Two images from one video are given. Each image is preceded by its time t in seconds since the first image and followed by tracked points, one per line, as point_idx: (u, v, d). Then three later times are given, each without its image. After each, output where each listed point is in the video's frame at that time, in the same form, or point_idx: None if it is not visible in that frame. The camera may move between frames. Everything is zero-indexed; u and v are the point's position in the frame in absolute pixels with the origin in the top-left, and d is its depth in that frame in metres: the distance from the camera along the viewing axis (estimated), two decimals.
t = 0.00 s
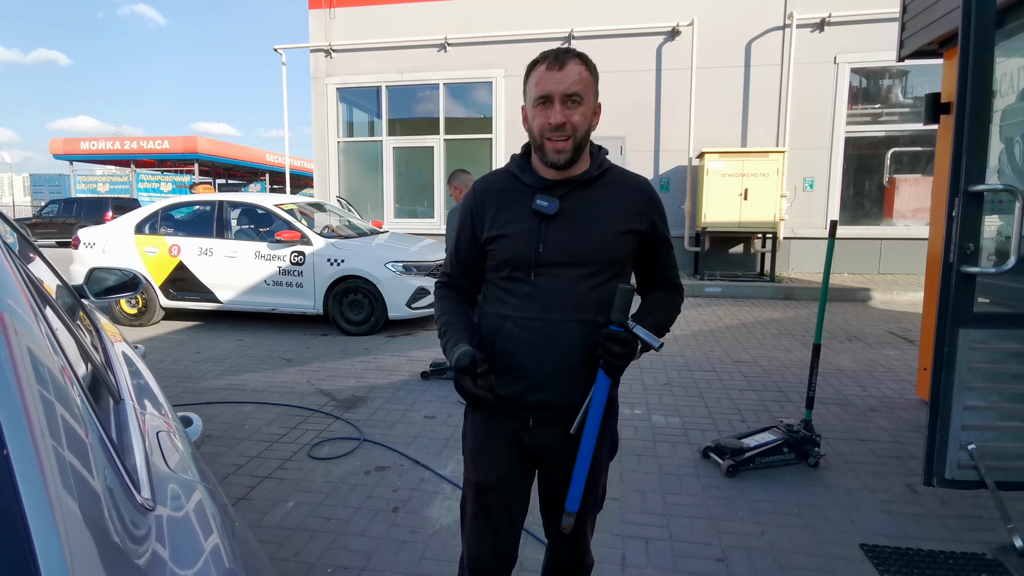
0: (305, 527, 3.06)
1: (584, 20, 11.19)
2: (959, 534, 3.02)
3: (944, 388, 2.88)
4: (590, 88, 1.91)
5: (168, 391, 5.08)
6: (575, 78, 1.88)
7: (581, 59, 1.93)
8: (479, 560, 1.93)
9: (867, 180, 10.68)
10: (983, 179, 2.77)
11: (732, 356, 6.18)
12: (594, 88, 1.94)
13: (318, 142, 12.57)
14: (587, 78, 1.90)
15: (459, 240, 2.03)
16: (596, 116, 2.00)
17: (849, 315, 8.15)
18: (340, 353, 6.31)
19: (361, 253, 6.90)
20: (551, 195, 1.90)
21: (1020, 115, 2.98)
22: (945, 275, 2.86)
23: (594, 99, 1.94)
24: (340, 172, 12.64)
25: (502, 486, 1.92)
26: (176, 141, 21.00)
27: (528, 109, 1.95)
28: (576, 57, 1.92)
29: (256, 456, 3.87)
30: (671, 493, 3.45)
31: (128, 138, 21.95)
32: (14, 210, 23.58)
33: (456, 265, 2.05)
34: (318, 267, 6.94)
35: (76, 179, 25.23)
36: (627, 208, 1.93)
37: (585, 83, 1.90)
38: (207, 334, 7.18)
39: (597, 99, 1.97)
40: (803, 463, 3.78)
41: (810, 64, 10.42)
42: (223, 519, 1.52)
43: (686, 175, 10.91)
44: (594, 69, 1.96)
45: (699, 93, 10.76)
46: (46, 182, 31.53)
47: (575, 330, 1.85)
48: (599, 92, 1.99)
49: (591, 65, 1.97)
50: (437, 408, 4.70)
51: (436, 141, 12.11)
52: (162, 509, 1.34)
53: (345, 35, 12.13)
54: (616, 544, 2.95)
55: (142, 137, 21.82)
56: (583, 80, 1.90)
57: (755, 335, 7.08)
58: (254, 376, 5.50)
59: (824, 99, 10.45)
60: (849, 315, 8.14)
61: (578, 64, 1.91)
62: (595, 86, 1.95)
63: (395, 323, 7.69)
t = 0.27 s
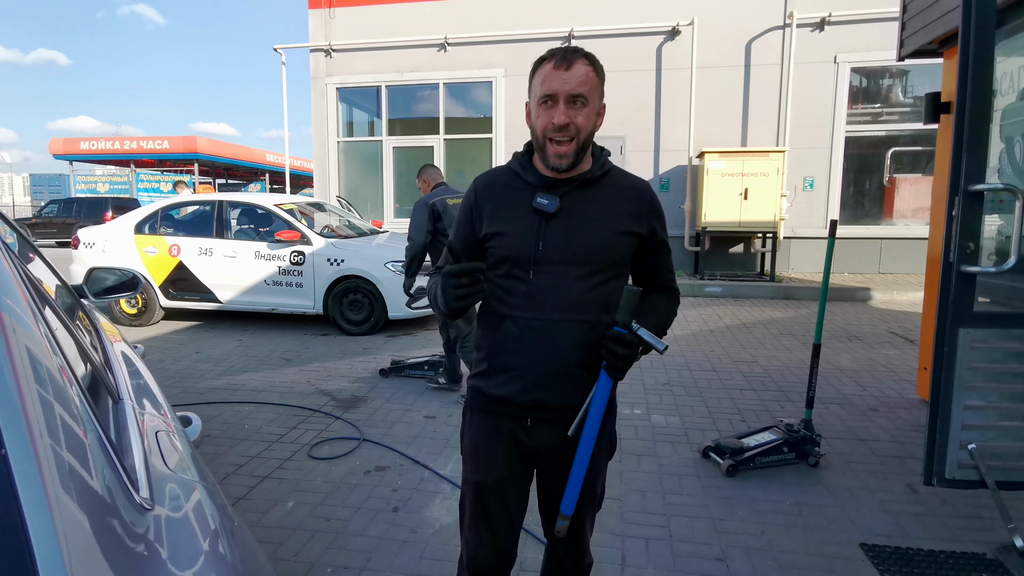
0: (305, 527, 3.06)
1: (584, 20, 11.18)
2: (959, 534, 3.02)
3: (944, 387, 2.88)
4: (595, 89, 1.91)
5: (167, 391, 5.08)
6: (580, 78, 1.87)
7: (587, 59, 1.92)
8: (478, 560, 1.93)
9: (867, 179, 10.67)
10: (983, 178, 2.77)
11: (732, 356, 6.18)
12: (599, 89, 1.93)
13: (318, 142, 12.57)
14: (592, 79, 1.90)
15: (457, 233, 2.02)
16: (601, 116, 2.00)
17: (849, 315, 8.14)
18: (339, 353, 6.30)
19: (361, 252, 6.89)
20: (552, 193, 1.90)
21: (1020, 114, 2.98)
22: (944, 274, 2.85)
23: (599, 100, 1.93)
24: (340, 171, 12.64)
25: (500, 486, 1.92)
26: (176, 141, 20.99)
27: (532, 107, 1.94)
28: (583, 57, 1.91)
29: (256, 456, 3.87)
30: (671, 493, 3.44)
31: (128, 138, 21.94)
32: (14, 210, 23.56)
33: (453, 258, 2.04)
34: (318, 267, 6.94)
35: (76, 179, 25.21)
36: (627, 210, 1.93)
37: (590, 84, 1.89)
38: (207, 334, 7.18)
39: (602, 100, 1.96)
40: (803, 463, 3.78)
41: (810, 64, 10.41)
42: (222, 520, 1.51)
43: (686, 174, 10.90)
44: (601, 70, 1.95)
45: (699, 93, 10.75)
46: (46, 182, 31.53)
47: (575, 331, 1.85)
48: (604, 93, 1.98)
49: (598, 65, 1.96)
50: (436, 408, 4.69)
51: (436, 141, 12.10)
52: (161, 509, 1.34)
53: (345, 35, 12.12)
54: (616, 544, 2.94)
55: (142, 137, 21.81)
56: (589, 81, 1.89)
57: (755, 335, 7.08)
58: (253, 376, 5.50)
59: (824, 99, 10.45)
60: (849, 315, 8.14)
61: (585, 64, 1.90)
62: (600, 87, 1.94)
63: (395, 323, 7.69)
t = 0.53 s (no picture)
0: (304, 527, 3.06)
1: (584, 20, 11.18)
2: (958, 534, 3.02)
3: (943, 386, 2.88)
4: (597, 85, 1.93)
5: (167, 390, 5.08)
6: (584, 72, 1.90)
7: (590, 56, 1.95)
8: (475, 560, 1.93)
9: (867, 179, 10.67)
10: (982, 178, 2.77)
11: (731, 355, 6.18)
12: (600, 85, 1.94)
13: (318, 142, 12.57)
14: (594, 74, 1.92)
15: (456, 231, 2.02)
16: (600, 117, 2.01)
17: (849, 314, 8.14)
18: (339, 353, 6.30)
19: (361, 252, 6.89)
20: (553, 190, 1.90)
21: (1020, 113, 2.98)
22: (943, 273, 2.85)
23: (600, 98, 1.95)
24: (340, 171, 12.64)
25: (497, 485, 1.92)
26: (176, 141, 21.00)
27: (534, 102, 1.95)
28: (586, 54, 1.94)
29: (255, 456, 3.87)
30: (670, 492, 3.44)
31: (127, 138, 21.94)
32: (14, 211, 23.56)
33: (452, 257, 2.03)
34: (318, 267, 6.94)
35: (76, 179, 25.21)
36: (626, 209, 1.93)
37: (593, 79, 1.91)
38: (207, 334, 7.18)
39: (602, 100, 1.98)
40: (802, 462, 3.78)
41: (810, 64, 10.42)
42: (220, 519, 1.51)
43: (686, 174, 10.90)
44: (602, 68, 1.97)
45: (699, 92, 10.75)
46: (46, 182, 31.52)
47: (573, 329, 1.85)
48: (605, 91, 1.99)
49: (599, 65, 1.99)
50: (436, 407, 4.69)
51: (436, 141, 12.10)
52: (159, 509, 1.34)
53: (345, 35, 12.12)
54: (615, 544, 2.94)
55: (142, 137, 21.80)
56: (592, 76, 1.91)
57: (755, 335, 7.08)
58: (253, 376, 5.50)
59: (824, 99, 10.45)
60: (849, 315, 8.14)
61: (588, 59, 1.92)
62: (601, 85, 1.96)
63: (395, 323, 7.69)
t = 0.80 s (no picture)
0: (304, 527, 3.05)
1: (584, 20, 11.17)
2: (958, 534, 3.02)
3: (943, 386, 2.88)
4: (587, 88, 1.91)
5: (167, 390, 5.08)
6: (572, 78, 1.88)
7: (577, 58, 1.92)
8: (475, 559, 1.93)
9: (867, 179, 10.67)
10: (982, 178, 2.77)
11: (731, 355, 6.17)
12: (591, 86, 1.93)
13: (318, 142, 12.57)
14: (583, 76, 1.90)
15: (456, 233, 2.02)
16: (594, 115, 2.00)
17: (849, 314, 8.13)
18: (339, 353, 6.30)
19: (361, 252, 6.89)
20: (550, 191, 1.90)
21: (1020, 113, 2.98)
22: (943, 273, 2.85)
23: (592, 98, 1.94)
24: (340, 171, 12.63)
25: (497, 485, 1.92)
26: (176, 141, 21.00)
27: (525, 110, 1.95)
28: (573, 57, 1.91)
29: (255, 455, 3.87)
30: (670, 492, 3.44)
31: (127, 138, 21.93)
32: (14, 211, 23.55)
33: (455, 260, 2.04)
34: (318, 267, 6.94)
35: (76, 179, 25.20)
36: (624, 208, 1.93)
37: (582, 82, 1.90)
38: (206, 333, 7.18)
39: (594, 98, 1.97)
40: (802, 462, 3.78)
41: (810, 64, 10.42)
42: (219, 519, 1.51)
43: (686, 174, 10.89)
44: (591, 66, 1.95)
45: (698, 92, 10.75)
46: (46, 182, 31.53)
47: (574, 330, 1.85)
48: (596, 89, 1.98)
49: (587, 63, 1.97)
50: (436, 407, 4.69)
51: (436, 141, 12.10)
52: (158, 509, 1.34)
53: (345, 35, 12.12)
54: (615, 544, 2.94)
55: (142, 137, 21.79)
56: (581, 79, 1.89)
57: (755, 334, 7.08)
58: (253, 376, 5.50)
59: (824, 99, 10.45)
60: (849, 315, 8.14)
61: (575, 61, 1.90)
62: (592, 84, 1.95)
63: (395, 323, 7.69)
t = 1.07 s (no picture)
0: (304, 527, 3.05)
1: (584, 20, 11.17)
2: (958, 533, 3.02)
3: (943, 385, 2.88)
4: (582, 86, 1.91)
5: (166, 391, 5.08)
6: (567, 76, 1.88)
7: (573, 56, 1.92)
8: (475, 559, 1.93)
9: (867, 179, 10.67)
10: (981, 177, 2.77)
11: (731, 355, 6.17)
12: (586, 85, 1.93)
13: (318, 142, 12.57)
14: (578, 75, 1.90)
15: (455, 236, 2.03)
16: (591, 114, 2.00)
17: (849, 314, 8.13)
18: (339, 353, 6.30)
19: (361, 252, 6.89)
20: (547, 192, 1.90)
21: (1020, 113, 2.98)
22: (943, 273, 2.85)
23: (587, 96, 1.93)
24: (340, 171, 12.63)
25: (497, 486, 1.92)
26: (176, 141, 21.00)
27: (522, 110, 1.95)
28: (568, 55, 1.91)
29: (254, 456, 3.87)
30: (670, 492, 3.44)
31: (127, 138, 21.91)
32: (14, 211, 23.54)
33: (454, 264, 2.05)
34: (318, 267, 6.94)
35: (75, 180, 25.19)
36: (623, 208, 1.93)
37: (577, 81, 1.89)
38: (206, 334, 7.17)
39: (591, 97, 1.97)
40: (802, 462, 3.78)
41: (809, 64, 10.42)
42: (220, 519, 1.51)
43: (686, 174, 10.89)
44: (586, 65, 1.95)
45: (698, 92, 10.75)
46: (46, 182, 31.51)
47: (573, 330, 1.86)
48: (592, 87, 1.98)
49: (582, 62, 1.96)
50: (436, 407, 4.69)
51: (436, 141, 12.10)
52: (158, 509, 1.34)
53: (345, 35, 12.12)
54: (615, 543, 2.94)
55: (142, 137, 21.78)
56: (577, 78, 1.89)
57: (755, 334, 7.08)
58: (252, 376, 5.50)
59: (823, 99, 10.45)
60: (849, 314, 8.14)
61: (570, 60, 1.90)
62: (588, 83, 1.95)
63: (395, 323, 7.69)
